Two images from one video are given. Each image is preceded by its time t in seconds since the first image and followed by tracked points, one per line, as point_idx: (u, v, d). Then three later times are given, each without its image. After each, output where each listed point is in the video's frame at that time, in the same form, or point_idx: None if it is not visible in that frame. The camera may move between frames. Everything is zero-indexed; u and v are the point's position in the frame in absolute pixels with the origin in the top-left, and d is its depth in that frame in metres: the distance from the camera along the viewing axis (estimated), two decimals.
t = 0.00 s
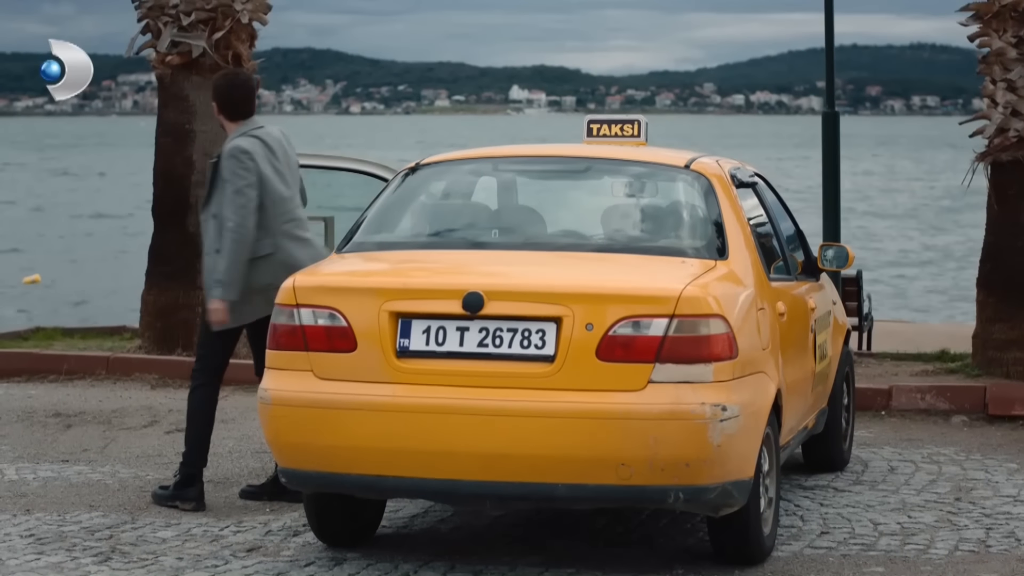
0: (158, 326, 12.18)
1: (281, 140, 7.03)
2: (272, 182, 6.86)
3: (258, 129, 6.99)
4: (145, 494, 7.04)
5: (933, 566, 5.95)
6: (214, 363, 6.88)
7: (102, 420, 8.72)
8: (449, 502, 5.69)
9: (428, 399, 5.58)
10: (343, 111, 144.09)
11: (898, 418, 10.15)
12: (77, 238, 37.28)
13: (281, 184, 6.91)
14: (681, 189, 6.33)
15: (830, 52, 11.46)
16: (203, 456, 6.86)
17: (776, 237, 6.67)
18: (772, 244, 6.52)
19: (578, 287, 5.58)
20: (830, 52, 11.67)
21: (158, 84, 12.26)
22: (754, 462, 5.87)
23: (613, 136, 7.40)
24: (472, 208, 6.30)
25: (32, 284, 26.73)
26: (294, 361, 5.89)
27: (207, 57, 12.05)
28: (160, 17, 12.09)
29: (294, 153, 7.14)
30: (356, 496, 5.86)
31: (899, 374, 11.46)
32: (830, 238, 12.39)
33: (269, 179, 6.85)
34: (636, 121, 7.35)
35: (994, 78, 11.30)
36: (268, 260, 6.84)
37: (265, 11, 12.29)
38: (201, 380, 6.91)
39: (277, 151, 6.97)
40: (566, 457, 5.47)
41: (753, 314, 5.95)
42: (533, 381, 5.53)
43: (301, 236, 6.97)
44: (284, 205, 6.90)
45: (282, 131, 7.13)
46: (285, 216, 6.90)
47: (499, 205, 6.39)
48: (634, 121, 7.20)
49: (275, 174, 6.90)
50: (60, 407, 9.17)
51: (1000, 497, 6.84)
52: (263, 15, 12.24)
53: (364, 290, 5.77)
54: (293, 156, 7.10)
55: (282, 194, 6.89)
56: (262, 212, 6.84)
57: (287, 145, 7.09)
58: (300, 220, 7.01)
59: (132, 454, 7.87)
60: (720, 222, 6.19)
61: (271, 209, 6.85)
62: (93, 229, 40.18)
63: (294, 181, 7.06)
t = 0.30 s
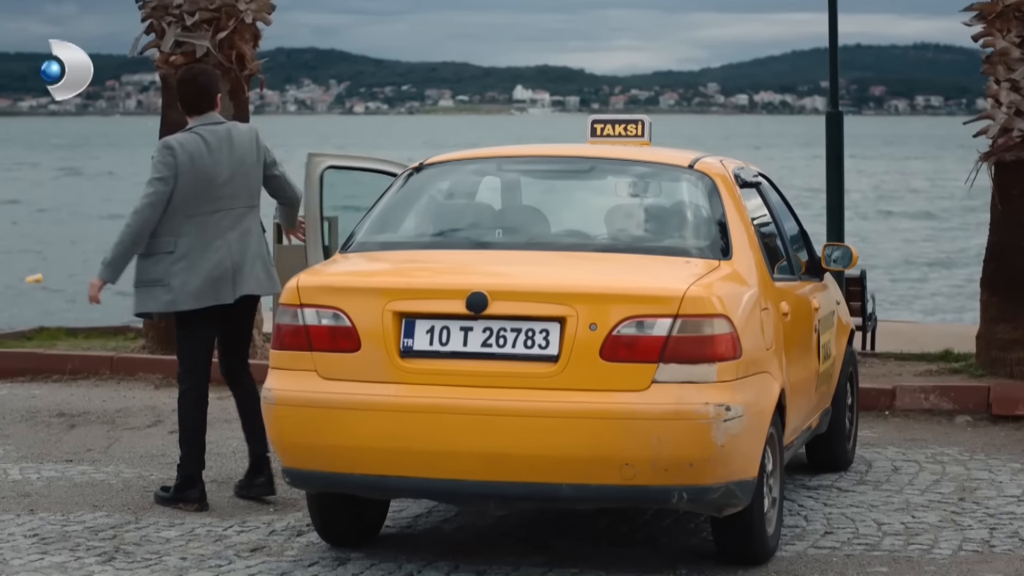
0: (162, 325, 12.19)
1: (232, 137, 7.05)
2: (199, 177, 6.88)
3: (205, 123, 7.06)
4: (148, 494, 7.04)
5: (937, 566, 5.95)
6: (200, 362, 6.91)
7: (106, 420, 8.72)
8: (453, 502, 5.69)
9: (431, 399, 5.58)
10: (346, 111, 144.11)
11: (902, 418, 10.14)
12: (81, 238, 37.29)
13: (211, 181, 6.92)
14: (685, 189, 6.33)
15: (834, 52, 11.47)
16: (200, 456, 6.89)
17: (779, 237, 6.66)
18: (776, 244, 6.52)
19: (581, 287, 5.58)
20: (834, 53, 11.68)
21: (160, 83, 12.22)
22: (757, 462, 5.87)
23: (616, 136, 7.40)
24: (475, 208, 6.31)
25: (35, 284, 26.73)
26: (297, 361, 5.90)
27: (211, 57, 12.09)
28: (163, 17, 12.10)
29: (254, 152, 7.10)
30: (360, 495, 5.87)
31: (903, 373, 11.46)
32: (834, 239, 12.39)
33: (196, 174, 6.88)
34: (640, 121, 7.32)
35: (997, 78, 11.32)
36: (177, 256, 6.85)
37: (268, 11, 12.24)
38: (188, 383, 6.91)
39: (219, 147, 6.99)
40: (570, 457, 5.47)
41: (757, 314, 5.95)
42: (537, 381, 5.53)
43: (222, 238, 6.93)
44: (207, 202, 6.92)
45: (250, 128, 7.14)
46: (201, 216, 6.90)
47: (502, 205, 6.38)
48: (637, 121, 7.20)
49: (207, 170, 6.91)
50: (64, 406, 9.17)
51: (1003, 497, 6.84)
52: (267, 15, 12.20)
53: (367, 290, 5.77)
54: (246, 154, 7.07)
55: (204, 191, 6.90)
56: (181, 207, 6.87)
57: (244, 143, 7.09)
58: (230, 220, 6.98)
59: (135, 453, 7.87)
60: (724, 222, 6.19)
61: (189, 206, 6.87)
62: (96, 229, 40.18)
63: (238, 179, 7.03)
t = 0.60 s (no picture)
0: (162, 324, 12.18)
1: (210, 135, 7.03)
2: (173, 177, 6.91)
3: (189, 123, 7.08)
4: (148, 494, 7.04)
5: (937, 566, 5.96)
6: (194, 360, 6.92)
7: (106, 420, 8.72)
8: (453, 501, 5.70)
9: (431, 399, 5.59)
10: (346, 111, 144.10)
11: (902, 418, 10.14)
12: (81, 237, 37.28)
13: (185, 180, 6.93)
14: (685, 188, 6.33)
15: (834, 52, 11.46)
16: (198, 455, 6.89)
17: (779, 237, 6.66)
18: (776, 244, 6.51)
19: (582, 287, 5.58)
20: (835, 52, 11.67)
21: (161, 83, 12.23)
22: (758, 461, 5.87)
23: (616, 135, 7.39)
24: (475, 208, 6.31)
25: (35, 284, 26.71)
26: (297, 360, 5.90)
27: (211, 56, 12.06)
28: (164, 17, 12.09)
29: (235, 147, 7.05)
30: (360, 495, 5.88)
31: (903, 373, 11.45)
32: (834, 238, 12.39)
33: (168, 174, 6.90)
34: (640, 121, 7.29)
35: (998, 78, 11.31)
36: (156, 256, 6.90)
37: (270, 11, 12.29)
38: (183, 381, 6.91)
39: (196, 146, 6.99)
40: (570, 457, 5.48)
41: (757, 313, 5.95)
42: (538, 380, 5.54)
43: (202, 236, 6.92)
44: (184, 202, 6.93)
45: (234, 125, 7.09)
46: (179, 216, 6.92)
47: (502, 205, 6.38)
48: (637, 121, 7.19)
49: (181, 169, 6.93)
50: (64, 406, 9.17)
51: (1003, 496, 6.84)
52: (267, 14, 12.24)
53: (367, 289, 5.77)
54: (227, 151, 7.04)
55: (179, 191, 6.92)
56: (157, 209, 6.92)
57: (225, 141, 7.06)
58: (213, 216, 6.96)
59: (135, 453, 7.86)
60: (724, 221, 6.20)
61: (165, 206, 6.91)
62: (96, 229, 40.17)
63: (218, 177, 7.00)
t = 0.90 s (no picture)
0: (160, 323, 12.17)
1: (219, 142, 7.06)
2: (176, 178, 6.99)
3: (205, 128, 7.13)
4: (145, 493, 7.03)
5: (934, 565, 5.96)
6: (193, 358, 6.95)
7: (103, 420, 8.71)
8: (451, 501, 5.71)
9: (429, 398, 5.61)
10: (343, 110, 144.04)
11: (898, 418, 10.15)
12: (79, 237, 37.25)
13: (189, 183, 6.99)
14: (683, 187, 6.33)
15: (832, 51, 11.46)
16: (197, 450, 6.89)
17: (777, 236, 6.65)
18: (773, 243, 6.51)
19: (579, 286, 5.60)
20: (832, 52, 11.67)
21: (158, 83, 12.24)
22: (755, 461, 5.88)
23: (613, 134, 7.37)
24: (472, 207, 6.30)
25: (31, 283, 26.68)
26: (295, 359, 5.92)
27: (208, 55, 12.05)
28: (161, 16, 12.07)
29: (241, 155, 7.03)
30: (358, 494, 5.89)
31: (900, 373, 11.45)
32: (831, 238, 12.39)
33: (172, 176, 6.99)
34: (637, 120, 7.25)
35: (995, 77, 11.30)
36: (160, 256, 7.03)
37: (266, 10, 12.29)
38: (183, 377, 6.93)
39: (204, 151, 7.04)
40: (567, 457, 5.49)
41: (754, 313, 5.97)
42: (536, 379, 5.56)
43: (196, 237, 6.93)
44: (186, 204, 6.98)
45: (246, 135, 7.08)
46: (177, 216, 6.97)
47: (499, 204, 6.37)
48: (634, 121, 7.19)
49: (185, 173, 6.99)
50: (61, 405, 9.16)
51: (1001, 495, 6.84)
52: (264, 13, 12.24)
53: (365, 289, 5.79)
54: (232, 156, 7.04)
55: (180, 192, 6.98)
56: (160, 210, 7.02)
57: (233, 147, 7.06)
58: (211, 219, 6.97)
59: (132, 452, 7.85)
60: (721, 220, 6.20)
61: (166, 207, 6.99)
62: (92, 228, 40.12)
63: (220, 181, 7.00)
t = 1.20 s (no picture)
0: (155, 323, 12.17)
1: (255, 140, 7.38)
2: (207, 170, 7.35)
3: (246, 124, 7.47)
4: (142, 492, 7.02)
5: (929, 564, 5.98)
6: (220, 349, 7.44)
7: (99, 419, 8.71)
8: (446, 500, 5.73)
9: (424, 397, 5.63)
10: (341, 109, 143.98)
11: (893, 417, 10.17)
12: (76, 236, 37.24)
13: (218, 175, 7.34)
14: (677, 187, 6.34)
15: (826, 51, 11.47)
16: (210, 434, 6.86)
17: (772, 235, 6.65)
18: (768, 243, 6.52)
19: (574, 285, 5.62)
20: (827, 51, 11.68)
21: (154, 81, 12.24)
22: (749, 460, 5.90)
23: (608, 135, 7.37)
24: (467, 206, 6.31)
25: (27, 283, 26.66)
26: (291, 358, 5.94)
27: (204, 55, 12.06)
28: (158, 15, 12.05)
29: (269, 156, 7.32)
30: (354, 493, 5.91)
31: (894, 372, 11.47)
32: (826, 236, 12.39)
33: (205, 167, 7.37)
34: (633, 119, 7.30)
35: (989, 77, 11.29)
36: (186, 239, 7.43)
37: (262, 9, 12.27)
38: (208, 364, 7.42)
39: (238, 146, 7.37)
40: (562, 456, 5.51)
41: (749, 312, 5.99)
42: (531, 379, 5.58)
43: (214, 228, 7.27)
44: (214, 194, 7.34)
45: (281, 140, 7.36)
46: (203, 205, 7.35)
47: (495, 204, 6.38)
48: (630, 120, 7.14)
49: (217, 165, 7.35)
50: (57, 405, 9.16)
51: (995, 494, 6.84)
52: (260, 13, 12.22)
53: (361, 288, 5.81)
54: (262, 156, 7.33)
55: (208, 184, 7.35)
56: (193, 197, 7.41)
57: (266, 147, 7.36)
58: (231, 212, 7.28)
59: (129, 451, 7.87)
60: (716, 219, 6.21)
61: (196, 195, 7.38)
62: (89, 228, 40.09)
63: (245, 177, 7.30)
